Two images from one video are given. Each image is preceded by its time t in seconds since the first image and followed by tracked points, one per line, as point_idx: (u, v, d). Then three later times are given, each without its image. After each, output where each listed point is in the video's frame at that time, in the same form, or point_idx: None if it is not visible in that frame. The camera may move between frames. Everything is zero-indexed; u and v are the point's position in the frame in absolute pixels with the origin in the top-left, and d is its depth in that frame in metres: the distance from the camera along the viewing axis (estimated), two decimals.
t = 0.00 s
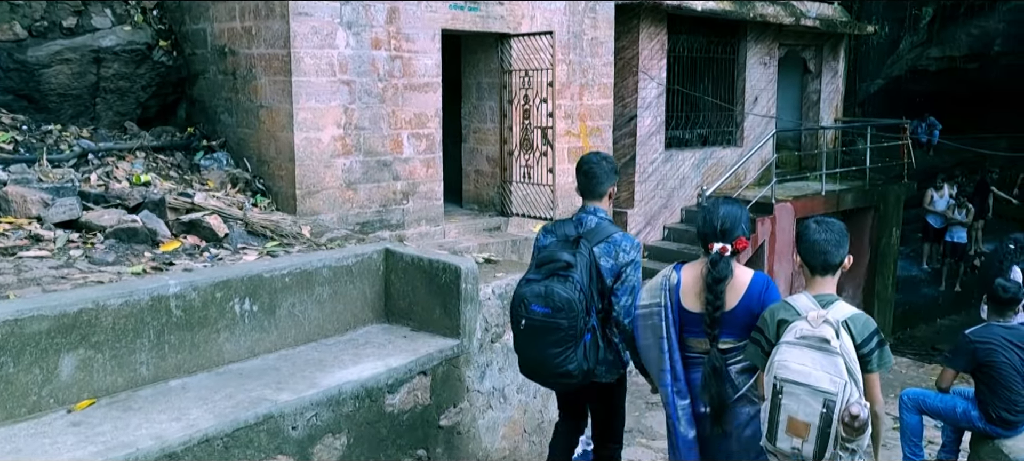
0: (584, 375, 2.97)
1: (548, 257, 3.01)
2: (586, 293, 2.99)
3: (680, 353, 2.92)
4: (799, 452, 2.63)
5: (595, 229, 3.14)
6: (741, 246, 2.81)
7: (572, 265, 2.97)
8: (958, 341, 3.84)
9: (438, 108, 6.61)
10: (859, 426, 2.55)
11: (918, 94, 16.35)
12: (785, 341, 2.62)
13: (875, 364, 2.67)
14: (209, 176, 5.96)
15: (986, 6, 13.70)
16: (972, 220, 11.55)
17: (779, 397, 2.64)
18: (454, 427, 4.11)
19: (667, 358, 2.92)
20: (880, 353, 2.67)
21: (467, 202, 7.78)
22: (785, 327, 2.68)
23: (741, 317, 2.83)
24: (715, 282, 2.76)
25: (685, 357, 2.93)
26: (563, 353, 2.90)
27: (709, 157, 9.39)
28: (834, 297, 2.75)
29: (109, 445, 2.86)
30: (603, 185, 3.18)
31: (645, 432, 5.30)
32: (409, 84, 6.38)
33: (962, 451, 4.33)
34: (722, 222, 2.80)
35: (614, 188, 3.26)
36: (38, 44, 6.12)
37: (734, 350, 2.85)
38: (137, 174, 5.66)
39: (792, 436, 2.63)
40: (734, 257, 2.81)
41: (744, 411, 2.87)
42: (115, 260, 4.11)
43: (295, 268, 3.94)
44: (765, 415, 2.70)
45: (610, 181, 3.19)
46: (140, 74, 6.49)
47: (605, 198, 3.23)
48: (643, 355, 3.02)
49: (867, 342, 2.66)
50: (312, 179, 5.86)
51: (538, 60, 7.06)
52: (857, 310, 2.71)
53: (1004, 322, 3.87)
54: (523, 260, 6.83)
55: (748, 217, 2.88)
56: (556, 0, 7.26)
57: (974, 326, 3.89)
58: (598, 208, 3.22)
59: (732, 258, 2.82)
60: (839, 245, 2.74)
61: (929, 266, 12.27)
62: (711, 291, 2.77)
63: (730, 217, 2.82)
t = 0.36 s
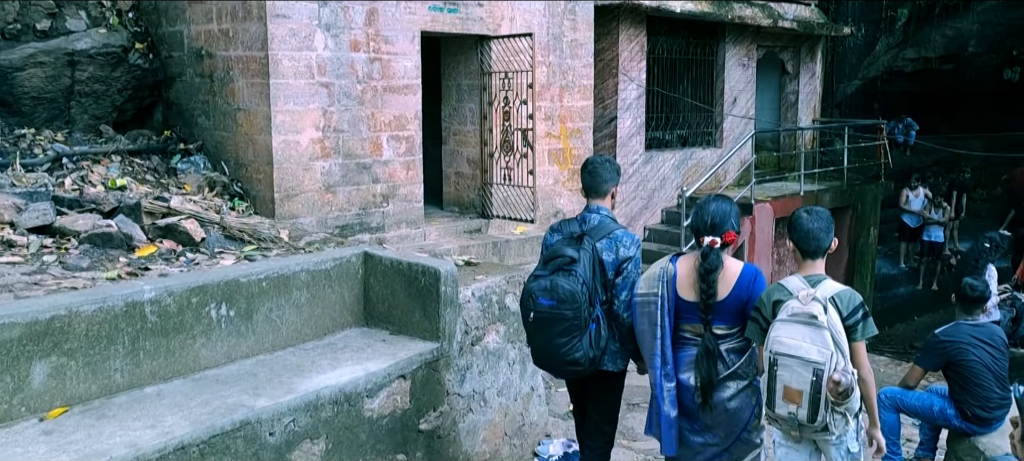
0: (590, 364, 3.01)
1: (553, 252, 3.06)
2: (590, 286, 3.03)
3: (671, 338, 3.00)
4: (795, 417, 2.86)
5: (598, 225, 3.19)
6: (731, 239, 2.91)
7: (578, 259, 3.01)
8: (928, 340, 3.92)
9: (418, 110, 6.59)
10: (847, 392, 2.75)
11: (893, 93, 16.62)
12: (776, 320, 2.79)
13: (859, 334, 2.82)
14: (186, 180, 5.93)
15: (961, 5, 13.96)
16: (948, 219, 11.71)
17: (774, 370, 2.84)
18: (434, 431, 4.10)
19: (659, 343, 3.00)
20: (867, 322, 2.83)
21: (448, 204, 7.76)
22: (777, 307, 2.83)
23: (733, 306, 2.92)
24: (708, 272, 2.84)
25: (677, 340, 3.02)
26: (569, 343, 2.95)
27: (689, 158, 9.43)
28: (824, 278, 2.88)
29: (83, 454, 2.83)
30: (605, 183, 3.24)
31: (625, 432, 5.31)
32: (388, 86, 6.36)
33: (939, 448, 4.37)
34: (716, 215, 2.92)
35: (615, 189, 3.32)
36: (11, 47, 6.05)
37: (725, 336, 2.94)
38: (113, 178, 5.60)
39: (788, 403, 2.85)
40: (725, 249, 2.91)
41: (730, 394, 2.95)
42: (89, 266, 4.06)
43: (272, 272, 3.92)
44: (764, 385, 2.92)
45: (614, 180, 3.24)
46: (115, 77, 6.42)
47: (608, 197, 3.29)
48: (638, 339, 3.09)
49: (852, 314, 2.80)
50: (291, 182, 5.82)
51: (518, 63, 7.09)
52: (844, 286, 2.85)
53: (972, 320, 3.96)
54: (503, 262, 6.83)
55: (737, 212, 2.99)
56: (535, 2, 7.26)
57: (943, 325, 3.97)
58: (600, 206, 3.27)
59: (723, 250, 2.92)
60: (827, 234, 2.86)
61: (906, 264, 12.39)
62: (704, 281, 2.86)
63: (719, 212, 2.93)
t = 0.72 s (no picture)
0: (597, 344, 3.26)
1: (563, 241, 3.33)
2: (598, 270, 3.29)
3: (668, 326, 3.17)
4: (827, 411, 3.07)
5: (602, 218, 3.43)
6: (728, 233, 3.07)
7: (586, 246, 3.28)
8: (896, 345, 4.01)
9: (405, 113, 6.57)
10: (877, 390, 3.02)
11: (880, 96, 16.78)
12: (814, 321, 3.02)
13: (881, 335, 3.08)
14: (171, 183, 5.90)
15: (947, 8, 14.02)
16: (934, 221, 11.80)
17: (810, 368, 3.05)
18: (421, 436, 4.09)
19: (656, 330, 3.16)
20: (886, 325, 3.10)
21: (436, 207, 7.75)
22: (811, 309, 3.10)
23: (731, 296, 3.07)
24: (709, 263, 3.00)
25: (674, 329, 3.18)
26: (579, 322, 3.20)
27: (677, 160, 9.46)
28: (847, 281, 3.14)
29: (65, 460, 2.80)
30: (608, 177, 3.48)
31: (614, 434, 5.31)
32: (376, 89, 6.34)
33: (925, 450, 4.39)
34: (716, 209, 3.07)
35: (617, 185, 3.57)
36: None
37: (721, 323, 3.09)
38: (97, 182, 5.57)
39: (823, 399, 3.06)
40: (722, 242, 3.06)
41: (727, 379, 3.11)
42: (72, 270, 4.03)
43: (258, 276, 3.89)
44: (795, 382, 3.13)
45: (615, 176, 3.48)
46: (101, 80, 6.38)
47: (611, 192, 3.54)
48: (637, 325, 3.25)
49: (876, 317, 3.06)
50: (278, 185, 5.80)
51: (506, 66, 7.14)
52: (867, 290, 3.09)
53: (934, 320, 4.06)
54: (492, 265, 6.83)
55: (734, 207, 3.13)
56: (523, 6, 7.27)
57: (908, 328, 4.06)
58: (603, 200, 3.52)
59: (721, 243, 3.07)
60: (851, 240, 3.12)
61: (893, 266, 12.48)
62: (704, 271, 3.02)
63: (719, 208, 3.08)
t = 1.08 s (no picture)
0: (615, 356, 3.60)
1: (581, 258, 3.59)
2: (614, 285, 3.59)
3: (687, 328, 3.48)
4: (843, 392, 3.36)
5: (614, 233, 3.71)
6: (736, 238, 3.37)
7: (604, 264, 3.56)
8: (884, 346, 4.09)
9: (398, 118, 6.57)
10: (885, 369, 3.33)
11: (874, 100, 16.87)
12: (826, 308, 3.32)
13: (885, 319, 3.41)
14: (163, 188, 5.88)
15: (939, 12, 14.33)
16: (925, 225, 11.85)
17: (826, 353, 3.33)
18: (413, 441, 4.08)
19: (676, 333, 3.47)
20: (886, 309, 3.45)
21: (429, 212, 7.75)
22: (820, 299, 3.40)
23: (741, 296, 3.38)
24: (721, 266, 3.32)
25: (691, 330, 3.50)
26: (600, 337, 3.53)
27: (671, 165, 9.48)
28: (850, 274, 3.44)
29: None
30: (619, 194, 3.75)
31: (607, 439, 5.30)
32: (369, 94, 6.34)
33: (917, 453, 4.40)
34: (723, 217, 3.38)
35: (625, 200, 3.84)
36: None
37: (735, 322, 3.40)
38: (88, 187, 5.55)
39: (839, 380, 3.35)
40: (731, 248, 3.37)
41: (742, 372, 3.43)
42: (63, 276, 4.01)
43: (249, 282, 3.88)
44: (812, 368, 3.41)
45: (622, 191, 3.78)
46: (92, 85, 6.37)
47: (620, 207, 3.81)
48: (656, 330, 3.56)
49: (880, 303, 3.38)
50: (269, 190, 5.78)
51: (499, 70, 7.06)
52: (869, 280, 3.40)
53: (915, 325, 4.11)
54: (485, 269, 6.82)
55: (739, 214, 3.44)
56: (515, 10, 7.28)
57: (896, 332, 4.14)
58: (614, 215, 3.78)
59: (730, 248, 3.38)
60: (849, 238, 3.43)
61: (885, 270, 12.53)
62: (716, 275, 3.33)
63: (727, 216, 3.39)
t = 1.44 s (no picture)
0: (619, 352, 3.80)
1: (587, 258, 3.80)
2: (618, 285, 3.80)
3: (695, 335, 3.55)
4: (843, 387, 3.56)
5: (620, 237, 3.91)
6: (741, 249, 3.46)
7: (609, 265, 3.77)
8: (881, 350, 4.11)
9: (394, 122, 6.57)
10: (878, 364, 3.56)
11: (870, 103, 16.92)
12: (824, 312, 3.51)
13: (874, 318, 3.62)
14: (159, 193, 5.88)
15: (934, 17, 14.40)
16: (921, 229, 11.88)
17: (825, 352, 3.53)
18: (410, 445, 4.07)
19: (685, 338, 3.54)
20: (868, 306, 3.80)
21: (425, 215, 7.75)
22: (817, 303, 3.60)
23: (745, 305, 3.45)
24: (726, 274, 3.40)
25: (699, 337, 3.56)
26: (604, 333, 3.74)
27: (667, 169, 9.50)
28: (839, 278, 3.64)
29: None
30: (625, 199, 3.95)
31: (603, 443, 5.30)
32: (365, 98, 6.34)
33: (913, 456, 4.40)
34: (727, 229, 3.48)
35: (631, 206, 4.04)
36: None
37: (739, 330, 3.46)
38: (84, 191, 5.54)
39: (838, 377, 3.55)
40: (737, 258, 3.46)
41: (749, 378, 3.48)
42: (58, 280, 4.00)
43: (244, 286, 3.87)
44: (812, 366, 3.60)
45: (629, 197, 3.95)
46: (87, 89, 6.36)
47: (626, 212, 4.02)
48: (666, 336, 3.65)
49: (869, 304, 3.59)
50: (265, 194, 5.78)
51: (495, 74, 7.10)
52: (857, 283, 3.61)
53: (916, 329, 4.16)
54: (482, 273, 6.83)
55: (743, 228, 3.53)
56: (511, 14, 7.29)
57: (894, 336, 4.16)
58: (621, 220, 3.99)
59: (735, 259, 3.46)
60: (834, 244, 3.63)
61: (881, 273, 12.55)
62: (721, 283, 3.41)
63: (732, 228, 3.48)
